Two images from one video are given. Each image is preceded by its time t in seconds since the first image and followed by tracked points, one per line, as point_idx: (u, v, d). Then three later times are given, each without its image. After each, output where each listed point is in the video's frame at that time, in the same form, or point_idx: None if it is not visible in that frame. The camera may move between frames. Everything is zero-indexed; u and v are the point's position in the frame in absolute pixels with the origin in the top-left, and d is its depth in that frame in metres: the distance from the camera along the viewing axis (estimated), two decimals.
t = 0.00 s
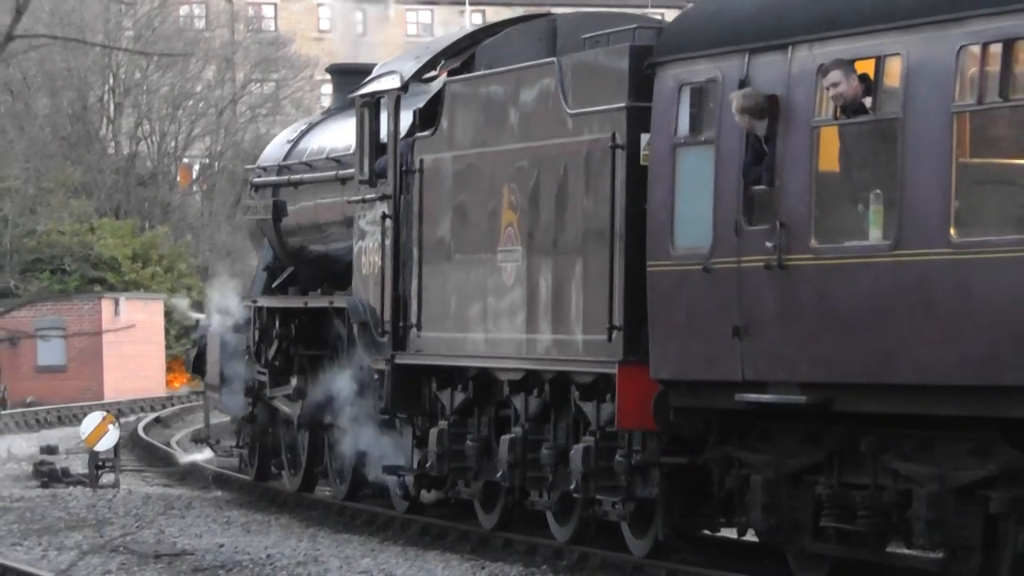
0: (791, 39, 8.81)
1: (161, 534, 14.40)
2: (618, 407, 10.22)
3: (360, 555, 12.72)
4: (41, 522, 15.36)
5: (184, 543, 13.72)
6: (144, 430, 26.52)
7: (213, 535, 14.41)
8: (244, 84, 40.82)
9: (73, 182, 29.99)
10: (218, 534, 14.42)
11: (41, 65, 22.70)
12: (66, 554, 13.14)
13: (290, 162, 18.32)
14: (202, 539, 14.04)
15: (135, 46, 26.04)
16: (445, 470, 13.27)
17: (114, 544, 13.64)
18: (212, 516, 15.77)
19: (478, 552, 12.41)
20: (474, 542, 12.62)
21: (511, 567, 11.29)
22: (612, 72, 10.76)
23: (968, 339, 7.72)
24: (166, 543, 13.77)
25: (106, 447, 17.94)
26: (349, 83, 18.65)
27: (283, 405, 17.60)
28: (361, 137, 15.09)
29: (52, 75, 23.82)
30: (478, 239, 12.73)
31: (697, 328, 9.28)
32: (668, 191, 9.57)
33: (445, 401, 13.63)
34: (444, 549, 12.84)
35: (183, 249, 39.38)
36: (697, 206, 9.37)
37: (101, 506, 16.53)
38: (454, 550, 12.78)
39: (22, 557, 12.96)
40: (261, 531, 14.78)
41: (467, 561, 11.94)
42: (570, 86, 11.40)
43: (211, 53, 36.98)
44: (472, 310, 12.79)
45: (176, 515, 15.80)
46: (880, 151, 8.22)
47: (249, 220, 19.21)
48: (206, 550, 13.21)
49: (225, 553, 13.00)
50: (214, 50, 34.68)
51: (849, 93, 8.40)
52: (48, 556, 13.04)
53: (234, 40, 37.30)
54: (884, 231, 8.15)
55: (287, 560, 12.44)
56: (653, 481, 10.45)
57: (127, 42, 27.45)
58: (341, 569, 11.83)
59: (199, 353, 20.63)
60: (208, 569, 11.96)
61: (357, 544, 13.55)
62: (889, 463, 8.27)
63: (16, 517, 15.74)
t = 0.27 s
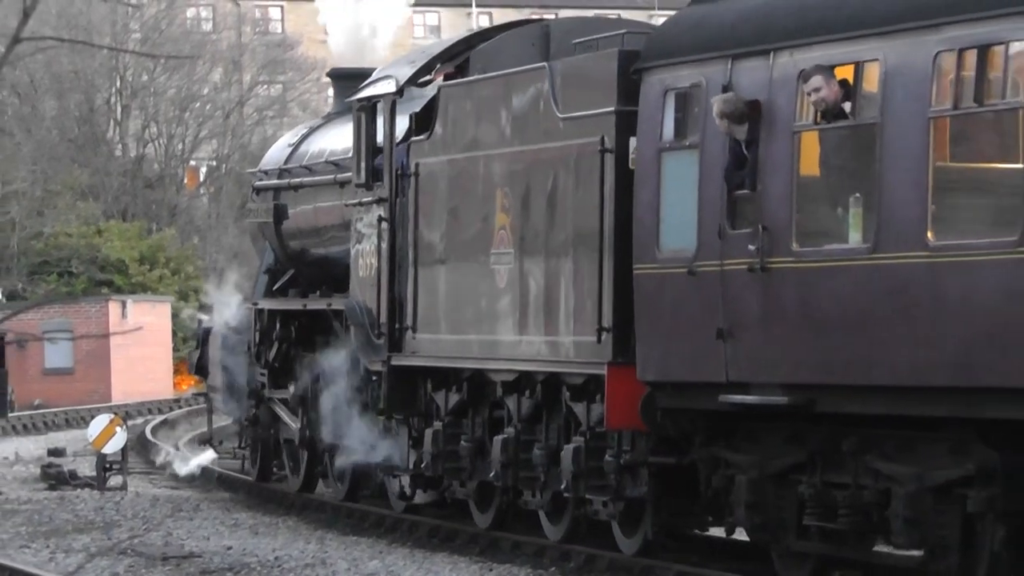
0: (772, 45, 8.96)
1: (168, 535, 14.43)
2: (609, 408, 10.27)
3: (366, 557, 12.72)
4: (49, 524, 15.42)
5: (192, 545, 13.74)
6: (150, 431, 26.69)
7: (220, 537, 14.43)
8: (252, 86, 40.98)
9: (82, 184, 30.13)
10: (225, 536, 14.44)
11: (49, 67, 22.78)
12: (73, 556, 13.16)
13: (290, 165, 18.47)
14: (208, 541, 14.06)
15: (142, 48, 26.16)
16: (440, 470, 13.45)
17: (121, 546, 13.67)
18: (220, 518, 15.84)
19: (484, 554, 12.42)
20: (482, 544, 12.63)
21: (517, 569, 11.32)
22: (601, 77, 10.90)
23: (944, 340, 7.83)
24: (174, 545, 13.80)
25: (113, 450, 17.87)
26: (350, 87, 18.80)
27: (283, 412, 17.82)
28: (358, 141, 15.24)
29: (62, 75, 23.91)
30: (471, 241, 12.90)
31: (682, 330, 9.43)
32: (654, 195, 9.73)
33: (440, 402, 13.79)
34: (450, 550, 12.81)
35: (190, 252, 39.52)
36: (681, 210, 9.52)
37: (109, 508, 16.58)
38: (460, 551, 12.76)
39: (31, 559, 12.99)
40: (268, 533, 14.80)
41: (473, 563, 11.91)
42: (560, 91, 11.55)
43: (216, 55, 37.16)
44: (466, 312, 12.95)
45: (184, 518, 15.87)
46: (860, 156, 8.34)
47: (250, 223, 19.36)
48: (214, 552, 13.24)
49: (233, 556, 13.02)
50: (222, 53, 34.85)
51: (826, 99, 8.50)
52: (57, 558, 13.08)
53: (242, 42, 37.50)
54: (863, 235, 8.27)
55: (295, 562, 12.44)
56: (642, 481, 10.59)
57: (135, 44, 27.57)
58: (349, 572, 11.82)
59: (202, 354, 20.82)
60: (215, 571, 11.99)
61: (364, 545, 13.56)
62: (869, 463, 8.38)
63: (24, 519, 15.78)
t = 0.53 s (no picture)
0: (760, 48, 9.04)
1: (176, 537, 14.40)
2: (600, 405, 10.44)
3: (375, 557, 12.57)
4: (56, 524, 15.39)
5: (199, 545, 13.64)
6: (157, 430, 26.82)
7: (226, 538, 14.33)
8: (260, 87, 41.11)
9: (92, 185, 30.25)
10: (232, 537, 14.34)
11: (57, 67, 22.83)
12: (82, 557, 13.09)
13: (293, 167, 18.57)
14: (216, 542, 13.97)
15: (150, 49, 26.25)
16: (437, 469, 13.59)
17: (129, 546, 13.61)
18: (227, 519, 15.80)
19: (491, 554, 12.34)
20: (490, 544, 12.56)
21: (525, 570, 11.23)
22: (595, 79, 11.00)
23: (928, 340, 7.92)
24: (181, 546, 13.69)
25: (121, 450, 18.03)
26: (352, 89, 18.91)
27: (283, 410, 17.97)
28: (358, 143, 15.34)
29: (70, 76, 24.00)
30: (468, 242, 13.01)
31: (672, 330, 9.53)
32: (644, 196, 9.84)
33: (437, 402, 13.93)
34: (458, 550, 12.71)
35: (198, 253, 39.57)
36: (671, 212, 9.63)
37: (117, 508, 16.54)
38: (467, 551, 12.69)
39: (38, 560, 12.91)
40: (276, 534, 14.68)
41: (482, 564, 11.77)
42: (555, 93, 11.65)
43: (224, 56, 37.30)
44: (462, 312, 13.05)
45: (191, 519, 15.86)
46: (845, 158, 8.43)
47: (254, 225, 19.47)
48: (220, 552, 13.14)
49: (240, 556, 12.90)
50: (231, 54, 35.01)
51: (816, 102, 8.62)
52: (64, 558, 13.00)
53: (250, 43, 37.67)
54: (849, 236, 8.36)
55: (302, 562, 12.32)
56: (633, 479, 10.71)
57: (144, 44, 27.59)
58: (356, 571, 11.69)
59: (205, 354, 20.94)
60: (223, 572, 11.89)
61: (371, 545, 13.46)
62: (855, 461, 8.48)
63: (32, 519, 15.77)
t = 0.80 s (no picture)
0: (744, 54, 9.16)
1: (183, 538, 14.32)
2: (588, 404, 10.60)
3: (382, 558, 12.50)
4: (62, 526, 15.39)
5: (206, 547, 13.58)
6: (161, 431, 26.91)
7: (234, 539, 14.27)
8: (266, 88, 41.25)
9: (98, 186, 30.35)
10: (239, 539, 14.29)
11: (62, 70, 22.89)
12: (89, 558, 13.07)
13: (293, 170, 18.69)
14: (223, 543, 13.92)
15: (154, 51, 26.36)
16: (431, 469, 13.73)
17: (135, 548, 13.57)
18: (234, 521, 15.75)
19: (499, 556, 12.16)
20: (496, 545, 12.39)
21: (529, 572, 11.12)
22: (584, 84, 11.12)
23: (905, 341, 8.03)
24: (188, 547, 13.63)
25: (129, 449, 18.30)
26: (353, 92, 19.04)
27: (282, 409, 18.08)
28: (354, 147, 15.48)
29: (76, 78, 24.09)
30: (461, 244, 13.14)
31: (658, 330, 9.66)
32: (632, 199, 9.97)
33: (432, 402, 14.07)
34: (464, 550, 12.65)
35: (204, 254, 39.64)
36: (658, 215, 9.75)
37: (124, 510, 16.53)
38: (474, 554, 12.47)
39: (45, 562, 12.88)
40: (283, 536, 14.61)
41: (488, 565, 11.67)
42: (546, 97, 11.78)
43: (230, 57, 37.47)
44: (456, 313, 13.18)
45: (198, 520, 15.83)
46: (826, 161, 8.54)
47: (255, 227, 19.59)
48: (227, 554, 13.09)
49: (248, 558, 12.85)
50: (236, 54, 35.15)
51: (799, 106, 8.74)
52: (71, 560, 12.96)
53: (257, 44, 37.84)
54: (829, 239, 8.48)
55: (309, 564, 12.27)
56: (622, 478, 10.83)
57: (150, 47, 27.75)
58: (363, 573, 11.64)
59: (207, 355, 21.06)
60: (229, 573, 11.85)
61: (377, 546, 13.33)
62: (835, 460, 8.60)
63: (38, 521, 15.78)
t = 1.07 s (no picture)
0: (732, 59, 9.28)
1: (192, 540, 14.19)
2: (581, 405, 10.77)
3: (391, 562, 12.51)
4: (72, 528, 15.39)
5: (216, 549, 13.53)
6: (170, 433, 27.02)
7: (242, 542, 14.21)
8: (276, 91, 41.41)
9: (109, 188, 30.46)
10: (247, 541, 14.22)
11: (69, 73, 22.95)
12: (98, 560, 13.02)
13: (295, 174, 18.82)
14: (231, 546, 13.85)
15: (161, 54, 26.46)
16: (428, 470, 13.89)
17: (144, 550, 13.47)
18: (244, 523, 15.67)
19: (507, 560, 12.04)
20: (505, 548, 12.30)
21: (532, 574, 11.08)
22: (576, 89, 11.25)
23: (887, 343, 8.17)
24: (198, 549, 13.56)
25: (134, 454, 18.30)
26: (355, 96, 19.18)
27: (283, 409, 18.19)
28: (354, 152, 15.62)
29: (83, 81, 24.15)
30: (457, 248, 13.28)
31: (647, 332, 9.79)
32: (621, 203, 10.11)
33: (429, 403, 14.24)
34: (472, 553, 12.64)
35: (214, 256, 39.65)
36: (647, 219, 9.88)
37: (134, 512, 16.52)
38: (483, 556, 12.51)
39: (54, 564, 12.87)
40: (292, 539, 14.55)
41: (496, 568, 11.61)
42: (540, 102, 11.90)
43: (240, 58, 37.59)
44: (453, 316, 13.31)
45: (208, 522, 15.75)
46: (810, 166, 8.66)
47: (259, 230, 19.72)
48: (237, 556, 13.04)
49: (257, 560, 12.81)
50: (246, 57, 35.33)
51: (784, 112, 8.86)
52: (80, 562, 12.94)
53: (266, 47, 38.01)
54: (813, 242, 8.61)
55: (318, 566, 12.24)
56: (615, 479, 10.97)
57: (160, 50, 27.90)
58: None
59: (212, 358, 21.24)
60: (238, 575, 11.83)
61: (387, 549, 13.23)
62: (819, 461, 8.74)
63: (48, 523, 15.76)
